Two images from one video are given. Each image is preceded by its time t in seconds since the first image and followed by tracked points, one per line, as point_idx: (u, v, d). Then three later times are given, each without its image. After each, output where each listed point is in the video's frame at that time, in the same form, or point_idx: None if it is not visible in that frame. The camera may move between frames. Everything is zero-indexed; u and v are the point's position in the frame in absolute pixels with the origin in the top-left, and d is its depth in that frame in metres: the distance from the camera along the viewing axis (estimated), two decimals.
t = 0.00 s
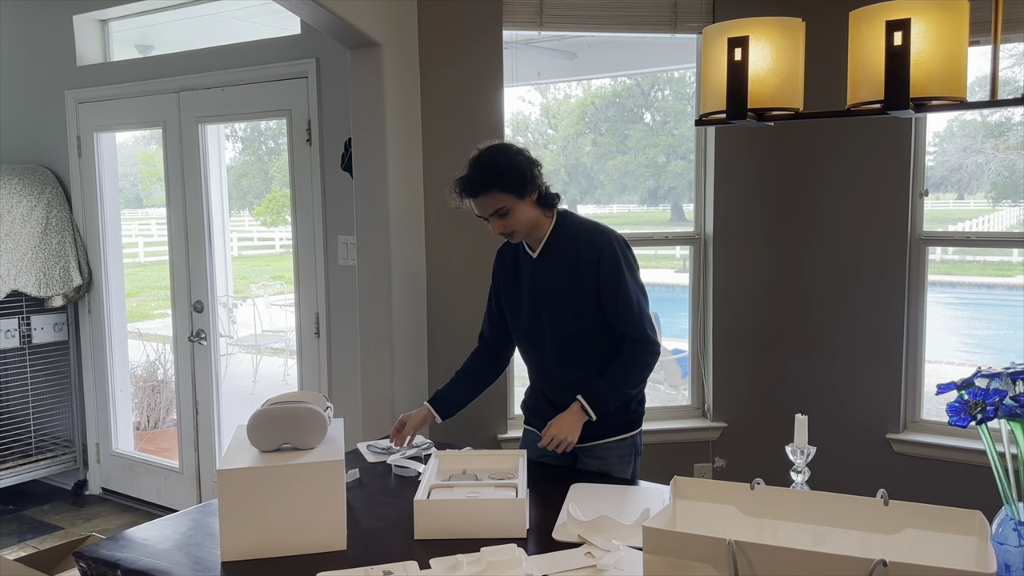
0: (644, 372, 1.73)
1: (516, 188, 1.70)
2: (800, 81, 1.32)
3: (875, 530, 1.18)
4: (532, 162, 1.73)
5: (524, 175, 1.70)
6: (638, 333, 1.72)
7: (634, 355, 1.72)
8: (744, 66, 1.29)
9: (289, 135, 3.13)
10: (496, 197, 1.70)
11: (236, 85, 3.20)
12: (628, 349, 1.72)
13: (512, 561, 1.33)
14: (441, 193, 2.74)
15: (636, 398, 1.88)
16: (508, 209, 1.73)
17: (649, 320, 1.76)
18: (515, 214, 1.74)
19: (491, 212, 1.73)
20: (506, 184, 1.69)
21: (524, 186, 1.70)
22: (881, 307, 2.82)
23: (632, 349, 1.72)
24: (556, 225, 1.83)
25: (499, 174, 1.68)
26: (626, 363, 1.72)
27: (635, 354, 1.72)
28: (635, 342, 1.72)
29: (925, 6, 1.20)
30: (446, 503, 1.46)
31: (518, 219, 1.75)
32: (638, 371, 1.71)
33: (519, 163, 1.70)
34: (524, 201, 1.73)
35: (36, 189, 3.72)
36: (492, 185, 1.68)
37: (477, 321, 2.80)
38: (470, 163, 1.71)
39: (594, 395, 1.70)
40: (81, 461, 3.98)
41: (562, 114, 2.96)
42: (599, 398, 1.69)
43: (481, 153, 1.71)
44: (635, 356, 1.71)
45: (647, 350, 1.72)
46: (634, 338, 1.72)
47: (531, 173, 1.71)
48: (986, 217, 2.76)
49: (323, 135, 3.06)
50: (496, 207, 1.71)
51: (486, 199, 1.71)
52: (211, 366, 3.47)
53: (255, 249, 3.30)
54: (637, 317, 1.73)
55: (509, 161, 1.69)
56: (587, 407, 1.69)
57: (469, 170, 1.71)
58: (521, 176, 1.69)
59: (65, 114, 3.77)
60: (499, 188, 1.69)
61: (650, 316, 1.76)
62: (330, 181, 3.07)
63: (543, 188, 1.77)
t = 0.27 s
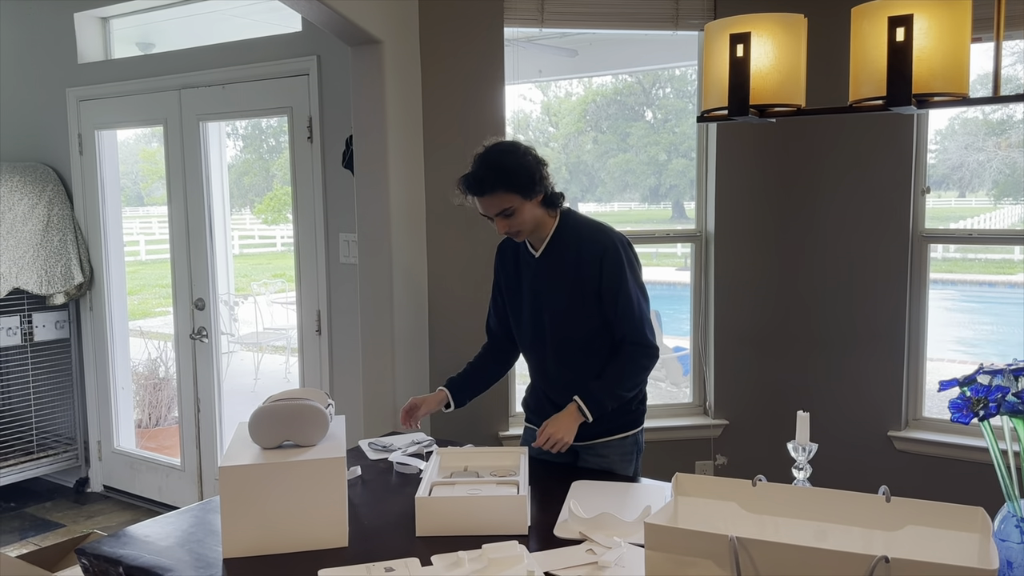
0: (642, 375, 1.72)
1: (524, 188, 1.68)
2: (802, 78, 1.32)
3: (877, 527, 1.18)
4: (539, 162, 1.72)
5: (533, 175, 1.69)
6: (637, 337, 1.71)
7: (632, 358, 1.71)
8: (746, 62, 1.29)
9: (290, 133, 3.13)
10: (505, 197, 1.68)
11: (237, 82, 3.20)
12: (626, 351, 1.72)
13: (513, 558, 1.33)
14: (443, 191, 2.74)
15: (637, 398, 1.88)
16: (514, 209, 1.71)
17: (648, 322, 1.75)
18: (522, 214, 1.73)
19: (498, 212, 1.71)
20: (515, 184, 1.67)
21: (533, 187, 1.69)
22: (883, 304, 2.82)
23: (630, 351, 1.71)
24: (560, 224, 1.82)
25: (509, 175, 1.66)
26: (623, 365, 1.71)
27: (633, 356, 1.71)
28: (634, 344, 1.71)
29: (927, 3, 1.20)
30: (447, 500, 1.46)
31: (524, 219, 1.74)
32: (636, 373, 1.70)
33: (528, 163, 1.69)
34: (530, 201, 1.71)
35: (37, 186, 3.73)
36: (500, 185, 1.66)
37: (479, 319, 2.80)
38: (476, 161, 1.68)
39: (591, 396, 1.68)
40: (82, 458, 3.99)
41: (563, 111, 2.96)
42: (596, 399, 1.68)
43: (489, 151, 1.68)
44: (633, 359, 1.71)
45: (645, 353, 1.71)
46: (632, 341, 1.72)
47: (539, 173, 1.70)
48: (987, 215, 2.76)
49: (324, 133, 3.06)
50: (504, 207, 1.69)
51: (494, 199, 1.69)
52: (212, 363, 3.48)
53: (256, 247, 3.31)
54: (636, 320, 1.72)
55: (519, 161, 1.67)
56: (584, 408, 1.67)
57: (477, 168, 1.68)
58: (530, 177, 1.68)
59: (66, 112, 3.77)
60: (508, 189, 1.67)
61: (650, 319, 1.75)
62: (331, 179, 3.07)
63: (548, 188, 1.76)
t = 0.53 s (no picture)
0: (645, 379, 1.73)
1: (536, 190, 1.67)
2: (804, 75, 1.32)
3: (878, 525, 1.17)
4: (551, 163, 1.70)
5: (545, 177, 1.68)
6: (642, 340, 1.72)
7: (637, 361, 1.72)
8: (748, 59, 1.29)
9: (291, 131, 3.13)
10: (516, 198, 1.66)
11: (239, 80, 3.20)
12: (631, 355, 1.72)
13: (514, 556, 1.32)
14: (444, 189, 2.74)
15: (639, 400, 1.88)
16: (524, 210, 1.70)
17: (653, 326, 1.76)
18: (531, 216, 1.72)
19: (509, 214, 1.70)
20: (528, 186, 1.66)
21: (544, 189, 1.68)
22: (884, 303, 2.82)
23: (635, 354, 1.72)
24: (567, 224, 1.82)
25: (522, 176, 1.64)
26: (627, 368, 1.72)
27: (638, 359, 1.72)
28: (639, 348, 1.73)
29: None
30: (448, 498, 1.46)
31: (533, 221, 1.73)
32: (640, 377, 1.71)
33: (540, 165, 1.67)
34: (540, 202, 1.70)
35: (38, 184, 3.72)
36: (512, 186, 1.65)
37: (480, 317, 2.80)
38: (489, 160, 1.66)
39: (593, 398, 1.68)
40: (84, 456, 3.99)
41: (564, 110, 2.96)
42: (599, 401, 1.68)
43: (501, 151, 1.66)
44: (637, 362, 1.72)
45: (650, 357, 1.72)
46: (637, 344, 1.73)
47: (550, 175, 1.69)
48: (989, 213, 2.76)
49: (326, 131, 3.06)
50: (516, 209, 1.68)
51: (505, 200, 1.67)
52: (214, 361, 3.48)
53: (257, 245, 3.31)
54: (642, 323, 1.73)
55: (531, 163, 1.65)
56: (587, 410, 1.66)
57: (489, 168, 1.66)
58: (542, 179, 1.67)
59: (67, 110, 3.77)
60: (520, 190, 1.65)
61: (655, 323, 1.76)
62: (333, 177, 3.06)
63: (559, 190, 1.75)
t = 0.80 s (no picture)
0: (650, 382, 1.73)
1: (549, 192, 1.67)
2: (807, 74, 1.32)
3: (880, 523, 1.18)
4: (563, 165, 1.70)
5: (557, 180, 1.68)
6: (648, 344, 1.72)
7: (643, 364, 1.71)
8: (751, 57, 1.29)
9: (293, 129, 3.13)
10: (528, 201, 1.66)
11: (240, 78, 3.20)
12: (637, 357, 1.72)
13: (516, 554, 1.33)
14: (445, 187, 2.74)
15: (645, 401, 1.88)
16: (536, 212, 1.69)
17: (660, 330, 1.75)
18: (543, 218, 1.72)
19: (521, 216, 1.69)
20: (541, 189, 1.66)
21: (557, 191, 1.68)
22: (886, 302, 2.82)
23: (641, 357, 1.71)
24: (578, 225, 1.82)
25: (535, 179, 1.64)
26: (633, 371, 1.71)
27: (644, 362, 1.71)
28: (645, 351, 1.72)
29: None
30: (450, 496, 1.46)
31: (545, 223, 1.73)
32: (645, 380, 1.71)
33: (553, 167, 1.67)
34: (552, 205, 1.70)
35: (40, 182, 3.73)
36: (525, 189, 1.64)
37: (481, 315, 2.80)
38: (501, 162, 1.65)
39: (597, 398, 1.67)
40: (86, 454, 4.00)
41: (565, 108, 2.96)
42: (603, 403, 1.67)
43: (514, 153, 1.65)
44: (643, 366, 1.71)
45: (656, 360, 1.72)
46: (644, 347, 1.72)
47: (562, 177, 1.68)
48: (991, 212, 2.75)
49: (327, 129, 3.06)
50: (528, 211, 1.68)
51: (518, 202, 1.67)
52: (215, 360, 3.48)
53: (259, 243, 3.31)
54: (649, 326, 1.72)
55: (544, 165, 1.65)
56: (591, 411, 1.66)
57: (501, 170, 1.65)
58: (555, 182, 1.67)
59: (69, 108, 3.77)
60: (533, 193, 1.65)
61: (663, 327, 1.75)
62: (334, 175, 3.07)
63: (571, 192, 1.75)
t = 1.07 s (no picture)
0: (658, 385, 1.73)
1: (562, 195, 1.67)
2: (811, 72, 1.31)
3: (883, 522, 1.17)
4: (577, 168, 1.70)
5: (571, 183, 1.68)
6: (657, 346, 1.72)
7: (651, 367, 1.72)
8: (754, 55, 1.29)
9: (295, 127, 3.13)
10: (542, 204, 1.66)
11: (243, 76, 3.20)
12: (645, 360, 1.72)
13: (518, 552, 1.33)
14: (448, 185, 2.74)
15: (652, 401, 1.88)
16: (549, 215, 1.69)
17: (669, 332, 1.75)
18: (556, 221, 1.72)
19: (534, 218, 1.69)
20: (555, 191, 1.66)
21: (570, 194, 1.69)
22: (889, 301, 2.81)
23: (649, 359, 1.72)
24: (590, 227, 1.82)
25: (549, 182, 1.64)
26: (641, 373, 1.72)
27: (652, 365, 1.72)
28: (654, 353, 1.72)
29: None
30: (452, 494, 1.46)
31: (557, 226, 1.73)
32: (653, 383, 1.71)
33: (566, 170, 1.67)
34: (565, 207, 1.70)
35: (43, 180, 3.73)
36: (539, 191, 1.65)
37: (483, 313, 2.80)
38: (516, 164, 1.65)
39: (604, 400, 1.68)
40: (88, 451, 4.00)
41: (568, 107, 2.96)
42: (610, 405, 1.67)
43: (528, 155, 1.65)
44: (651, 368, 1.71)
45: (664, 364, 1.72)
46: (653, 350, 1.72)
47: (576, 180, 1.69)
48: (993, 212, 2.75)
49: (330, 127, 3.05)
50: (542, 214, 1.68)
51: (531, 205, 1.67)
52: (217, 357, 3.48)
53: (261, 241, 3.31)
54: (658, 329, 1.72)
55: (558, 168, 1.65)
56: (598, 413, 1.67)
57: (515, 171, 1.65)
58: (568, 185, 1.67)
59: (72, 106, 3.77)
60: (546, 196, 1.65)
61: (672, 330, 1.75)
62: (337, 173, 3.07)
63: (584, 195, 1.75)
